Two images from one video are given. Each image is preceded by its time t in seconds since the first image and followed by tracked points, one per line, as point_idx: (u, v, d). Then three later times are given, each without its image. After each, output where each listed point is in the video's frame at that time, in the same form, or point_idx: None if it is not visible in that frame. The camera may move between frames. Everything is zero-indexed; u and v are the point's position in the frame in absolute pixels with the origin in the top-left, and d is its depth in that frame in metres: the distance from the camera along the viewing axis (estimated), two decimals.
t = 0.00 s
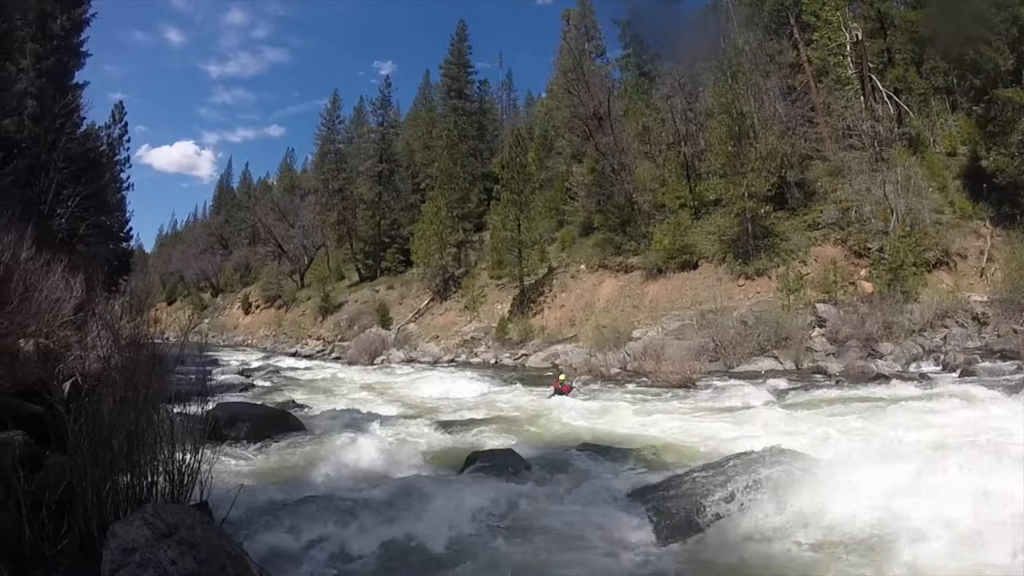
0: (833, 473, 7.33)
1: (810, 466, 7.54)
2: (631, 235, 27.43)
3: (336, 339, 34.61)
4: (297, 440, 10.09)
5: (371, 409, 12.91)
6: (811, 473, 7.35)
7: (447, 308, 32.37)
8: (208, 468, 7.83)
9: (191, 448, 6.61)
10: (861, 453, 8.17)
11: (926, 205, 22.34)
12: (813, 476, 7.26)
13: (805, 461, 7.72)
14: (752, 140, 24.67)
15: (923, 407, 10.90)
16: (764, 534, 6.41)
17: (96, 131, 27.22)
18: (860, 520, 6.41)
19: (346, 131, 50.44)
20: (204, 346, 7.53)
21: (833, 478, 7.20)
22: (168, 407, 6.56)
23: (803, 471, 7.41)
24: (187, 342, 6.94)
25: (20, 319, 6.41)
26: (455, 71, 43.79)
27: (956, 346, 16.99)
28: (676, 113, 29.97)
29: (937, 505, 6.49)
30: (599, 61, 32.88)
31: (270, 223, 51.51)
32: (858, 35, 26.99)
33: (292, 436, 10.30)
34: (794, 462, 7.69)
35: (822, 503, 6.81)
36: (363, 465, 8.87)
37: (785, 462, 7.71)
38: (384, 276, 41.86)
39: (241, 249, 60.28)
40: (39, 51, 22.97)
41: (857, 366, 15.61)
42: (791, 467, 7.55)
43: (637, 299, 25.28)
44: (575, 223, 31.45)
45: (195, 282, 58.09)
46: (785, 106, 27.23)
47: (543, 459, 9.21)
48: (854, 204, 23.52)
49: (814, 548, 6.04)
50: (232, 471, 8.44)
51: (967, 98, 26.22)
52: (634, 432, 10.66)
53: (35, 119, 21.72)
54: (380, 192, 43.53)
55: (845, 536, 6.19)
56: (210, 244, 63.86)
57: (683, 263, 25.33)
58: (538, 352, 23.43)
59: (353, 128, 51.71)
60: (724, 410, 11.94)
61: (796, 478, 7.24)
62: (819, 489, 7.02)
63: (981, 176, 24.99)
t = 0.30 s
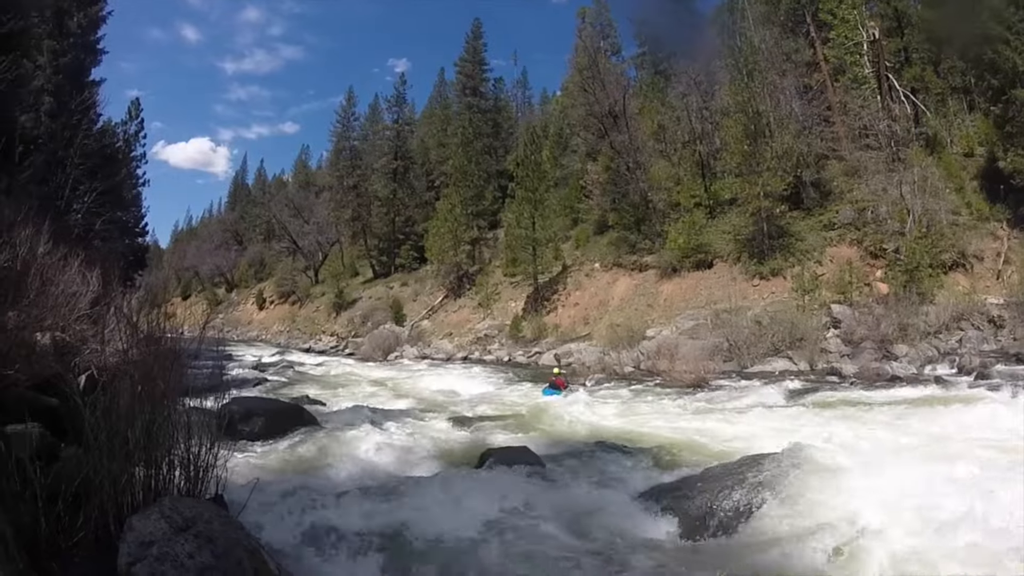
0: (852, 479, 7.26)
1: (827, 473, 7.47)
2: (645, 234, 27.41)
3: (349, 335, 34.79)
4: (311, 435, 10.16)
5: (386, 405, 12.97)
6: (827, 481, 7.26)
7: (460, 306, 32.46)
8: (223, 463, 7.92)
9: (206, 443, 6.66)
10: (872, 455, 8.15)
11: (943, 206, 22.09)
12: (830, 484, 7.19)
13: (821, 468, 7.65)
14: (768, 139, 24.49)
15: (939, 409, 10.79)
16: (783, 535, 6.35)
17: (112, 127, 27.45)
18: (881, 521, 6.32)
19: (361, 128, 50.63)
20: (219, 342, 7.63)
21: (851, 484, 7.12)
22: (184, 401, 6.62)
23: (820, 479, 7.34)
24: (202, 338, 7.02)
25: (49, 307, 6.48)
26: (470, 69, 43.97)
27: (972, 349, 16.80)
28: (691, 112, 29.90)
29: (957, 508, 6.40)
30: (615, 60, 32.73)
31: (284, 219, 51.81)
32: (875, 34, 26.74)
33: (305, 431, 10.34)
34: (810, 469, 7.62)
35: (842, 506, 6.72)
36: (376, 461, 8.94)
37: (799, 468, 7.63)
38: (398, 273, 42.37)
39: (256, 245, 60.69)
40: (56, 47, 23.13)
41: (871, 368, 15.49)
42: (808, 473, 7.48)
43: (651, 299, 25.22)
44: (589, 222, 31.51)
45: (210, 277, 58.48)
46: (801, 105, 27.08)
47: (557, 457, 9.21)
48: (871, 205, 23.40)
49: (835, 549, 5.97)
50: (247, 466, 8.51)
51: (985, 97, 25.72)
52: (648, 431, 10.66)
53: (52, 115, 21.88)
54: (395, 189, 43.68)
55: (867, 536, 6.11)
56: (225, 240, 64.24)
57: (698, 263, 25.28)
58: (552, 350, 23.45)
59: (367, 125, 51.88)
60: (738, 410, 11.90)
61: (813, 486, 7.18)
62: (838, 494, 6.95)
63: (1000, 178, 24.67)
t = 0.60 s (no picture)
0: (861, 475, 7.20)
1: (836, 466, 7.40)
2: (645, 234, 27.40)
3: (350, 339, 34.77)
4: (313, 439, 10.15)
5: (388, 409, 12.95)
6: (836, 475, 7.20)
7: (461, 308, 32.47)
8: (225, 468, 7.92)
9: (209, 449, 6.65)
10: (873, 451, 8.17)
11: (943, 201, 22.05)
12: (840, 477, 7.13)
13: (830, 460, 7.57)
14: (767, 137, 24.54)
15: (942, 405, 10.75)
16: (791, 535, 6.31)
17: (110, 134, 27.46)
18: (890, 521, 6.28)
19: (360, 132, 50.67)
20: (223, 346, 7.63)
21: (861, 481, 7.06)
22: (186, 408, 6.63)
23: (828, 471, 7.29)
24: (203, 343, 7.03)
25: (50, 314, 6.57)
26: (467, 71, 44.09)
27: (974, 344, 16.77)
28: (690, 111, 30.08)
29: (958, 505, 6.40)
30: (613, 60, 32.63)
31: (284, 224, 51.85)
32: (872, 30, 26.82)
33: (307, 435, 10.31)
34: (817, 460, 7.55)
35: (853, 505, 6.66)
36: (379, 464, 8.94)
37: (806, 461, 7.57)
38: (399, 276, 42.47)
39: (256, 250, 60.72)
40: (54, 55, 23.17)
41: (873, 365, 15.44)
42: (816, 464, 7.42)
43: (651, 299, 25.21)
44: (589, 223, 31.50)
45: (210, 283, 58.51)
46: (799, 102, 27.07)
47: (561, 459, 9.19)
48: (871, 201, 23.36)
49: (843, 549, 5.92)
50: (249, 471, 8.51)
51: (982, 91, 25.71)
52: (651, 431, 10.64)
53: (51, 122, 21.89)
54: (394, 192, 43.72)
55: (876, 535, 6.07)
56: (225, 245, 64.26)
57: (698, 262, 25.32)
58: (553, 351, 23.43)
59: (366, 129, 51.92)
60: (741, 409, 11.87)
61: (820, 479, 7.13)
62: (846, 488, 6.92)
63: (999, 172, 24.66)
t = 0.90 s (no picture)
0: (866, 472, 7.17)
1: (841, 465, 7.38)
2: (644, 239, 27.45)
3: (352, 352, 34.75)
4: (317, 454, 10.14)
5: (392, 422, 12.92)
6: (840, 474, 7.19)
7: (462, 319, 32.47)
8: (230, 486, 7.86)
9: (213, 466, 6.61)
10: (878, 448, 8.15)
11: (940, 198, 22.08)
12: (845, 477, 7.10)
13: (834, 459, 7.55)
14: (762, 140, 24.85)
15: (946, 401, 10.72)
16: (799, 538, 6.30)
17: (107, 153, 27.59)
18: (899, 522, 6.25)
19: (357, 145, 50.82)
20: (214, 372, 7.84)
21: (866, 478, 7.04)
22: (191, 426, 6.62)
23: (833, 471, 7.27)
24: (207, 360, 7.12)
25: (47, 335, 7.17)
26: (462, 82, 44.31)
27: (975, 339, 16.74)
28: (685, 117, 30.63)
29: (963, 497, 6.37)
30: (607, 66, 32.64)
31: (283, 238, 51.93)
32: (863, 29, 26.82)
33: (311, 451, 10.28)
34: (821, 459, 7.54)
35: (859, 504, 6.64)
36: (385, 477, 8.92)
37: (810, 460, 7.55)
38: (399, 288, 42.51)
39: (255, 266, 60.79)
40: (50, 74, 23.28)
41: (875, 363, 15.44)
42: (822, 463, 7.38)
43: (652, 304, 25.24)
44: (587, 230, 31.54)
45: (211, 299, 58.56)
46: (793, 104, 27.28)
47: (566, 467, 9.19)
48: (867, 199, 23.44)
49: (855, 551, 5.89)
50: (255, 488, 8.48)
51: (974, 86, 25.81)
52: (657, 437, 10.63)
53: (48, 142, 21.98)
54: (392, 205, 43.83)
55: (883, 536, 6.05)
56: (224, 261, 64.34)
57: (697, 266, 25.36)
58: (556, 360, 23.41)
59: (363, 142, 52.06)
60: (746, 412, 11.85)
61: (826, 479, 7.11)
62: (851, 486, 6.90)
63: (994, 167, 24.71)
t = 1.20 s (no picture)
0: (876, 477, 7.16)
1: (848, 471, 7.38)
2: (648, 244, 27.49)
3: (359, 363, 34.77)
4: (327, 466, 10.17)
5: (401, 432, 12.92)
6: (849, 479, 7.19)
7: (468, 327, 32.47)
8: (240, 500, 7.85)
9: (222, 479, 6.57)
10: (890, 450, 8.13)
11: (943, 194, 21.99)
12: (853, 481, 7.10)
13: (842, 464, 7.56)
14: (764, 140, 24.74)
15: (956, 399, 10.67)
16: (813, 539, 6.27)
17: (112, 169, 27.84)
18: (913, 522, 6.22)
19: (359, 156, 51.06)
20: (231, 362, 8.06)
21: (875, 482, 7.04)
22: (201, 439, 6.61)
23: (842, 476, 7.28)
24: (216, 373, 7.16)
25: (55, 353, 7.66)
26: (462, 91, 44.53)
27: (983, 335, 16.63)
28: (685, 120, 29.92)
29: (979, 500, 6.34)
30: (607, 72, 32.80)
31: (287, 251, 52.11)
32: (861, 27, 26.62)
33: (320, 463, 10.26)
34: (829, 464, 7.55)
35: (874, 506, 6.60)
36: (397, 488, 8.91)
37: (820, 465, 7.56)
38: (404, 298, 42.58)
39: (260, 278, 60.95)
40: (53, 91, 23.46)
41: (884, 363, 15.39)
42: (835, 471, 7.39)
43: (658, 308, 25.23)
44: (591, 235, 31.55)
45: (216, 313, 58.67)
46: (793, 104, 27.40)
47: (576, 474, 9.16)
48: (871, 198, 23.45)
49: (873, 552, 5.84)
50: (265, 500, 8.48)
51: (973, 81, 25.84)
52: (666, 442, 10.59)
53: (52, 158, 22.12)
54: (396, 215, 43.97)
55: (897, 537, 6.02)
56: (230, 274, 64.52)
57: (702, 270, 25.32)
58: (563, 366, 23.39)
59: (365, 153, 52.27)
60: (755, 415, 11.81)
61: (835, 484, 7.11)
62: (867, 492, 6.87)
63: (995, 162, 24.68)
